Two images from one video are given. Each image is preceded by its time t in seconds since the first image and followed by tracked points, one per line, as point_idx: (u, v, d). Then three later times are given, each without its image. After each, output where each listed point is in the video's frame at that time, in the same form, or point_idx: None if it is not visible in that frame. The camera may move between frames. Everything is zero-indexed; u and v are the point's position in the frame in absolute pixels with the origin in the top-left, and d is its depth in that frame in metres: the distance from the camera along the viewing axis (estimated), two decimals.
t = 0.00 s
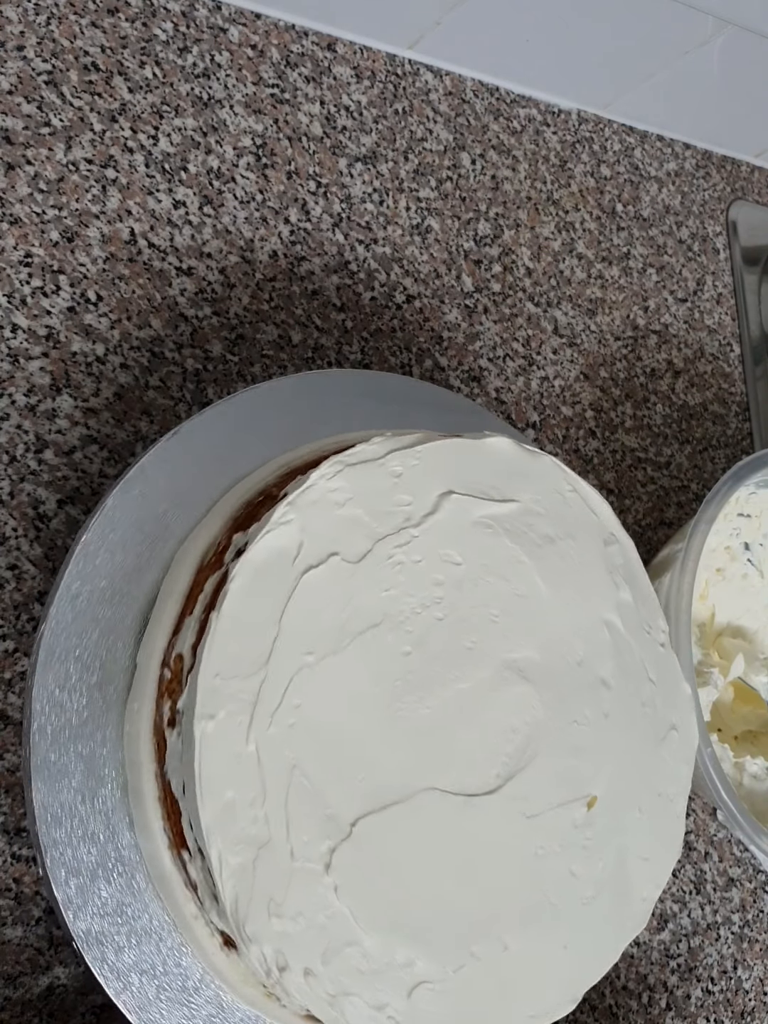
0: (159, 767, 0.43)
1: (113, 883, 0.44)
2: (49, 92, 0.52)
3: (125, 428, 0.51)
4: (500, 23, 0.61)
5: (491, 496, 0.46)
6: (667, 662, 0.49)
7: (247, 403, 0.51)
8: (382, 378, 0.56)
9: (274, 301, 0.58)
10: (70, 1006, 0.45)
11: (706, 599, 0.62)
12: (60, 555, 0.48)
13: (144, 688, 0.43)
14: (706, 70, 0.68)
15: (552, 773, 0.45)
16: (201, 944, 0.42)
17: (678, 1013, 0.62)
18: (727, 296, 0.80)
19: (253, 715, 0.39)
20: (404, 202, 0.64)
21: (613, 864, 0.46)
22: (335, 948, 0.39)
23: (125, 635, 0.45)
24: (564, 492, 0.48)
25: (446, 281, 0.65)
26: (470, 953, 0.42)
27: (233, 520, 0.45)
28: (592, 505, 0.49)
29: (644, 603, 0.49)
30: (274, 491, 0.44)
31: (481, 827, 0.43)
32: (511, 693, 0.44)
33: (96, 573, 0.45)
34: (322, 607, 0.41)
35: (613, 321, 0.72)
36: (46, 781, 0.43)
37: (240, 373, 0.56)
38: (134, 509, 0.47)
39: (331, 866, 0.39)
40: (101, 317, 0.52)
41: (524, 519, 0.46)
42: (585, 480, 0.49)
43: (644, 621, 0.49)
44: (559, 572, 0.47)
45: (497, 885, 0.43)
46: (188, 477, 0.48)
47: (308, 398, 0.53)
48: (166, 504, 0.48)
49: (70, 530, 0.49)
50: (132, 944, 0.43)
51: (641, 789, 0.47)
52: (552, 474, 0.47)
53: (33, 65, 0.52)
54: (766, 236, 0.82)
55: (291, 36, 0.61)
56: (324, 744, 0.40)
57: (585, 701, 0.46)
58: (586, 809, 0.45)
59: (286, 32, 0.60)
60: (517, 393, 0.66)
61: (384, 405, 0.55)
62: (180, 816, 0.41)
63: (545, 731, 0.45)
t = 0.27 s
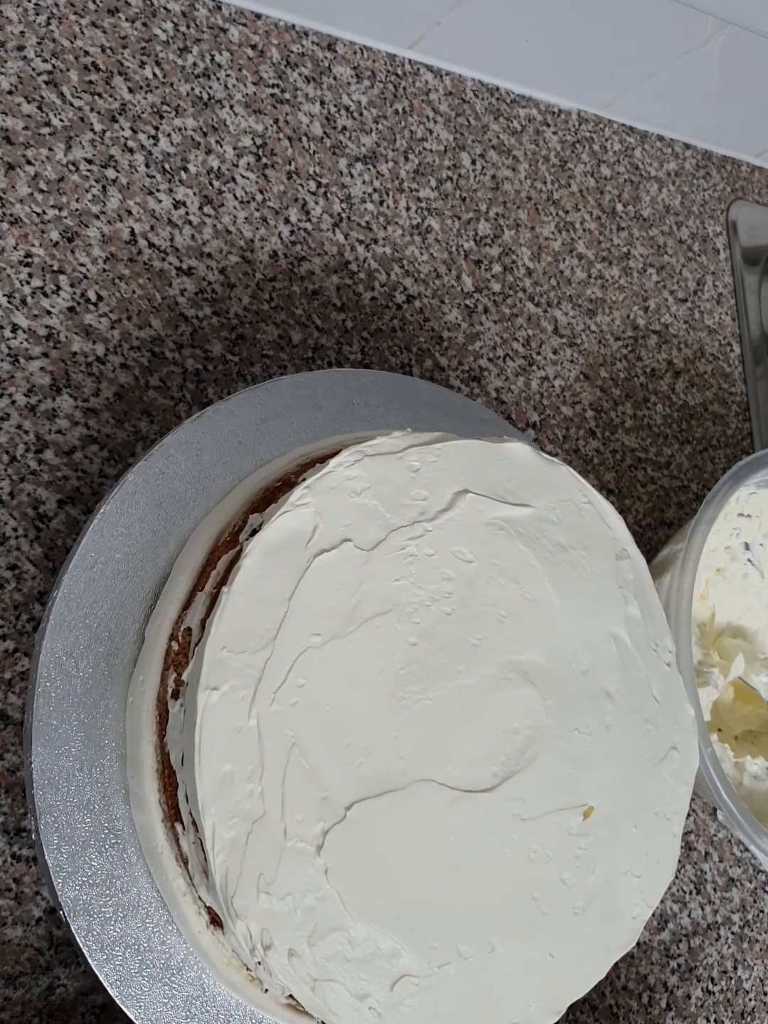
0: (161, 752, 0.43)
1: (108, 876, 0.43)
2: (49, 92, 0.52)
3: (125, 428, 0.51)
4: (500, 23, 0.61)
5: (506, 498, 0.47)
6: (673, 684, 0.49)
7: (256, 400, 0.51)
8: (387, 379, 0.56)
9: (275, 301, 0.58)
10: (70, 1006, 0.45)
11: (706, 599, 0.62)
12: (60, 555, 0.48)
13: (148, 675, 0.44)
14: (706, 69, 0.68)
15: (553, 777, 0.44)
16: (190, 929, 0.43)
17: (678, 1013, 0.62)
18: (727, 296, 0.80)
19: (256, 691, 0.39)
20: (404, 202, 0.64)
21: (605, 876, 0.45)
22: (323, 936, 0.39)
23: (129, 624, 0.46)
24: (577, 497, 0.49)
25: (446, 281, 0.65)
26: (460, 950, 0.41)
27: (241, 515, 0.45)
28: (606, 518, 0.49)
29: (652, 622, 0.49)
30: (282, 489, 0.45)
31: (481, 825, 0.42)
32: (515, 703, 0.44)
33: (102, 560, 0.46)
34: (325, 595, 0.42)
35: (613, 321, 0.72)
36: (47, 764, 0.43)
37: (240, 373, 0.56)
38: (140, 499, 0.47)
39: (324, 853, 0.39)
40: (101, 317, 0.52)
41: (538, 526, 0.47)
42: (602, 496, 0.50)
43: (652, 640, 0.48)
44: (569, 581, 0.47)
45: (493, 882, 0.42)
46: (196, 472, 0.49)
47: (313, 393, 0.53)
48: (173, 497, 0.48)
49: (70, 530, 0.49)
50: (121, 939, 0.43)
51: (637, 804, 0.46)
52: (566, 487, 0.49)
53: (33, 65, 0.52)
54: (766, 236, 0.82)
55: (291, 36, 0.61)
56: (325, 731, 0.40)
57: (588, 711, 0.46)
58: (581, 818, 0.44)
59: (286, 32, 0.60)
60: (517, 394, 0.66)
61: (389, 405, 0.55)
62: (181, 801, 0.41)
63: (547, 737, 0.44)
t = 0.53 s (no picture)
0: (161, 751, 0.43)
1: (108, 877, 0.43)
2: (50, 92, 0.52)
3: (125, 428, 0.51)
4: (500, 23, 0.61)
5: (506, 498, 0.47)
6: (673, 684, 0.49)
7: (256, 400, 0.51)
8: (387, 379, 0.56)
9: (275, 301, 0.58)
10: (70, 1007, 0.45)
11: (706, 599, 0.62)
12: (60, 555, 0.48)
13: (148, 675, 0.44)
14: (706, 70, 0.68)
15: (553, 777, 0.44)
16: (189, 929, 0.43)
17: (678, 1013, 0.62)
18: (727, 296, 0.80)
19: (256, 691, 0.39)
20: (404, 202, 0.64)
21: (605, 876, 0.45)
22: (323, 936, 0.39)
23: (129, 624, 0.46)
24: (577, 497, 0.49)
25: (446, 281, 0.65)
26: (460, 951, 0.41)
27: (241, 516, 0.45)
28: (605, 518, 0.49)
29: (653, 621, 0.49)
30: (282, 490, 0.45)
31: (482, 824, 0.42)
32: (516, 703, 0.44)
33: (102, 560, 0.46)
34: (325, 595, 0.42)
35: (613, 321, 0.72)
36: (46, 764, 0.43)
37: (240, 373, 0.56)
38: (140, 499, 0.47)
39: (324, 853, 0.39)
40: (101, 317, 0.52)
41: (539, 526, 0.47)
42: (602, 496, 0.50)
43: (651, 640, 0.48)
44: (569, 581, 0.47)
45: (492, 882, 0.42)
46: (196, 473, 0.49)
47: (313, 393, 0.53)
48: (173, 498, 0.48)
49: (70, 531, 0.49)
50: (121, 940, 0.43)
51: (637, 804, 0.46)
52: (567, 488, 0.49)
53: (33, 65, 0.52)
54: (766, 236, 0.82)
55: (291, 36, 0.61)
56: (325, 731, 0.40)
57: (588, 712, 0.46)
58: (581, 818, 0.44)
59: (286, 32, 0.60)
60: (517, 394, 0.66)
61: (389, 404, 0.55)
62: (180, 800, 0.41)
63: (547, 737, 0.44)
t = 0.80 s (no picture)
0: (161, 751, 0.43)
1: (108, 877, 0.43)
2: (50, 92, 0.52)
3: (125, 428, 0.51)
4: (501, 23, 0.61)
5: (506, 498, 0.47)
6: (673, 684, 0.49)
7: (256, 400, 0.51)
8: (387, 378, 0.56)
9: (275, 301, 0.58)
10: (70, 1006, 0.45)
11: (707, 599, 0.62)
12: (60, 555, 0.48)
13: (147, 676, 0.44)
14: (706, 70, 0.68)
15: (553, 778, 0.44)
16: (189, 929, 0.43)
17: (678, 1013, 0.62)
18: (727, 296, 0.80)
19: (256, 691, 0.39)
20: (404, 202, 0.64)
21: (606, 876, 0.45)
22: (324, 936, 0.39)
23: (129, 624, 0.46)
24: (577, 497, 0.49)
25: (446, 281, 0.65)
26: (460, 951, 0.41)
27: (241, 516, 0.45)
28: (605, 517, 0.49)
29: (653, 621, 0.49)
30: (282, 490, 0.45)
31: (482, 824, 0.42)
32: (516, 703, 0.44)
33: (101, 560, 0.46)
34: (325, 595, 0.42)
35: (613, 321, 0.72)
36: (46, 764, 0.43)
37: (240, 373, 0.56)
38: (140, 499, 0.47)
39: (325, 854, 0.39)
40: (101, 317, 0.52)
41: (539, 526, 0.47)
42: (602, 495, 0.50)
43: (652, 639, 0.48)
44: (569, 581, 0.47)
45: (492, 882, 0.42)
46: (196, 473, 0.49)
47: (313, 393, 0.53)
48: (173, 498, 0.48)
49: (70, 531, 0.49)
50: (121, 940, 0.43)
51: (637, 805, 0.46)
52: (567, 488, 0.49)
53: (33, 65, 0.52)
54: (766, 236, 0.82)
55: (292, 36, 0.61)
56: (326, 731, 0.40)
57: (588, 712, 0.46)
58: (581, 818, 0.44)
59: (286, 32, 0.60)
60: (517, 394, 0.66)
61: (389, 404, 0.55)
62: (180, 800, 0.41)
63: (547, 737, 0.44)
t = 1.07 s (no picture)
0: (161, 751, 0.43)
1: (108, 877, 0.43)
2: (50, 92, 0.52)
3: (125, 428, 0.51)
4: (501, 23, 0.61)
5: (507, 498, 0.47)
6: (673, 684, 0.49)
7: (257, 400, 0.51)
8: (387, 378, 0.56)
9: (275, 301, 0.58)
10: (70, 1007, 0.45)
11: (707, 599, 0.62)
12: (61, 555, 0.48)
13: (147, 675, 0.44)
14: (706, 70, 0.68)
15: (553, 778, 0.44)
16: (189, 929, 0.43)
17: (678, 1013, 0.62)
18: (727, 296, 0.80)
19: (257, 690, 0.39)
20: (404, 202, 0.64)
21: (606, 876, 0.45)
22: (324, 936, 0.39)
23: (129, 624, 0.46)
24: (577, 497, 0.49)
25: (446, 281, 0.65)
26: (461, 952, 0.41)
27: (241, 516, 0.45)
28: (605, 517, 0.49)
29: (653, 621, 0.49)
30: (282, 490, 0.45)
31: (482, 824, 0.42)
32: (516, 704, 0.44)
33: (101, 560, 0.46)
34: (326, 595, 0.42)
35: (613, 321, 0.72)
36: (46, 764, 0.42)
37: (241, 373, 0.56)
38: (140, 499, 0.47)
39: (325, 854, 0.39)
40: (102, 317, 0.52)
41: (539, 526, 0.47)
42: (602, 495, 0.50)
43: (652, 639, 0.48)
44: (569, 581, 0.47)
45: (492, 882, 0.42)
46: (196, 473, 0.49)
47: (313, 393, 0.53)
48: (173, 498, 0.48)
49: (70, 531, 0.49)
50: (121, 940, 0.43)
51: (637, 805, 0.46)
52: (568, 488, 0.49)
53: (33, 65, 0.51)
54: (766, 236, 0.82)
55: (292, 36, 0.61)
56: (326, 731, 0.40)
57: (588, 712, 0.45)
58: (581, 818, 0.44)
59: (286, 32, 0.60)
60: (517, 394, 0.66)
61: (389, 404, 0.55)
62: (180, 800, 0.41)
63: (547, 737, 0.44)
